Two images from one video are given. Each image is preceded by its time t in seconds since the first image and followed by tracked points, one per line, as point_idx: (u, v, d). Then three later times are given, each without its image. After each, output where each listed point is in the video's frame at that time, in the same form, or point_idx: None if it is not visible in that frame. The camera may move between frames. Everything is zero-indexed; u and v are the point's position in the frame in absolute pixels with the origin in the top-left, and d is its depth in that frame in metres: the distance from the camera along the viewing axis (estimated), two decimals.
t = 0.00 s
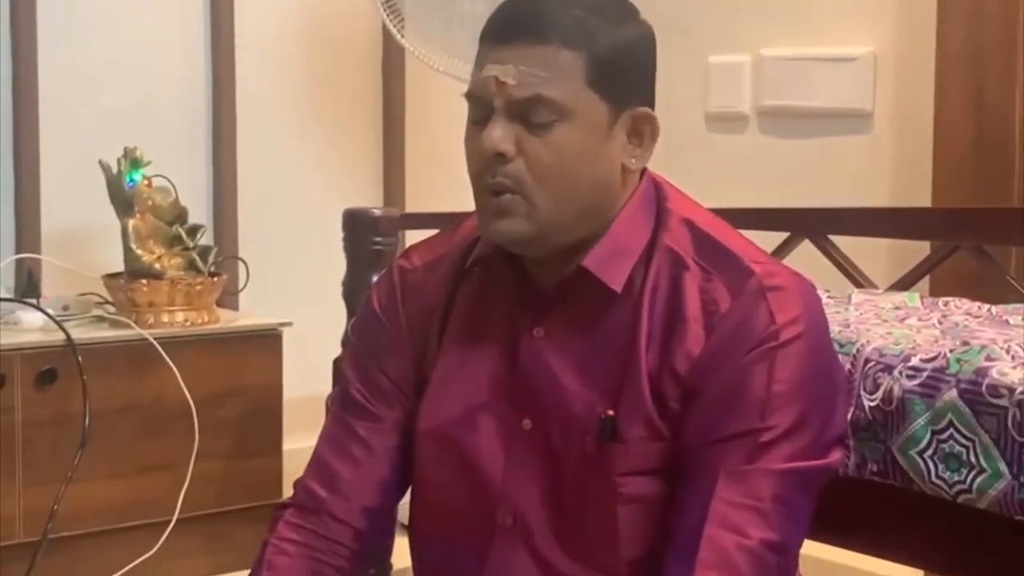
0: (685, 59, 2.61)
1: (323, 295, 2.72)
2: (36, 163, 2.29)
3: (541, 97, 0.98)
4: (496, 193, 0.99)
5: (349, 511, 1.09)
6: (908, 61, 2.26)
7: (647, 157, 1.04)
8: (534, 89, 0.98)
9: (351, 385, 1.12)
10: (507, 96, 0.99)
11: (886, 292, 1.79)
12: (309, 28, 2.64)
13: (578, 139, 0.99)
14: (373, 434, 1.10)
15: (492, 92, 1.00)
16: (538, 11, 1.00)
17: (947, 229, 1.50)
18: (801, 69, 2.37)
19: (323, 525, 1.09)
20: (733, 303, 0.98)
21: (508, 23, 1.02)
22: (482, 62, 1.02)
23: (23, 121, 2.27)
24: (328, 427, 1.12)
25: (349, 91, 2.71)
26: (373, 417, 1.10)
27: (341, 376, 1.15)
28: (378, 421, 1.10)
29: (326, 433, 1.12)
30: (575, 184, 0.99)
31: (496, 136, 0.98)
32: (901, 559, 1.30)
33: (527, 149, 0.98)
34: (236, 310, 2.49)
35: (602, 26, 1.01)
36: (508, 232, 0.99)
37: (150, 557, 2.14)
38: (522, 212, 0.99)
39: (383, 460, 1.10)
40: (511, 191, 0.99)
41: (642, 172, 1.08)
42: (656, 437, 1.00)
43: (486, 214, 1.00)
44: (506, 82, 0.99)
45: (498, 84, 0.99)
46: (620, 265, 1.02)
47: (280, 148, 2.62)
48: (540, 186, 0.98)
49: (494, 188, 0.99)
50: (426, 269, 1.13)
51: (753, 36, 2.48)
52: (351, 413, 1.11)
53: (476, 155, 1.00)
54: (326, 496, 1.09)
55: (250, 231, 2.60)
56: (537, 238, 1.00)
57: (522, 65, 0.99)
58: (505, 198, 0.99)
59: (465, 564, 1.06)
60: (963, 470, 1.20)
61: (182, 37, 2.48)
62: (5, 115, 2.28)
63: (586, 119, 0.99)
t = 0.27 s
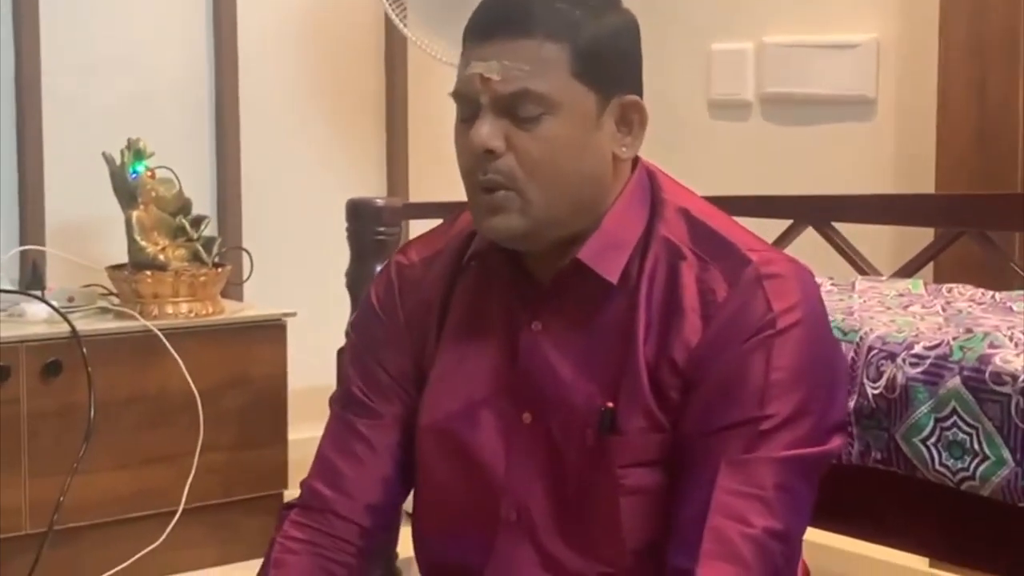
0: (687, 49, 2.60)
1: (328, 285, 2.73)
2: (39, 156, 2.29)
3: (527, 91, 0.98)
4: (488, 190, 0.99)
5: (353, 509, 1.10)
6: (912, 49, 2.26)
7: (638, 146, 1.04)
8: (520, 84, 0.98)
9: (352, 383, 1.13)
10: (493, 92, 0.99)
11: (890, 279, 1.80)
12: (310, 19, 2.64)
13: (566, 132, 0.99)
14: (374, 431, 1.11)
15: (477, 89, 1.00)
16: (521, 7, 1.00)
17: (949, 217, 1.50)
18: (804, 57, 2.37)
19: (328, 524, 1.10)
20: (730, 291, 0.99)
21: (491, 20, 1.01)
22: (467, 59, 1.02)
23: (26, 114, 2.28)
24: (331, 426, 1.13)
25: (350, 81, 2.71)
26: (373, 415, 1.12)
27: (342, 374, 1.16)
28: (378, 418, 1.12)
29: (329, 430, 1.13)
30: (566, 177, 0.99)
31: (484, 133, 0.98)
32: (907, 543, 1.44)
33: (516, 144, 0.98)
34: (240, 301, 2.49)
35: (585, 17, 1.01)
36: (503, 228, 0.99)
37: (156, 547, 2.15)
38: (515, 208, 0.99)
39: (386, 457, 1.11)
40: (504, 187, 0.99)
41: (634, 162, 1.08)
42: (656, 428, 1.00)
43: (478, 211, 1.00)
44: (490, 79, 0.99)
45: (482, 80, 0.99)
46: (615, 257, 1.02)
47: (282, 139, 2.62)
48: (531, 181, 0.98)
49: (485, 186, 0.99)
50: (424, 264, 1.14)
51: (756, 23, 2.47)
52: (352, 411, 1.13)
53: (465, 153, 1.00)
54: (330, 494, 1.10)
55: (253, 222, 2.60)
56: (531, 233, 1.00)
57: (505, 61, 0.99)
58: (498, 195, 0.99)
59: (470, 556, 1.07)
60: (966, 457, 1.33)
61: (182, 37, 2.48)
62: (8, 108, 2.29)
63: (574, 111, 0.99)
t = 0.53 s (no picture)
0: (686, 35, 2.59)
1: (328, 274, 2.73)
2: (38, 146, 2.29)
3: (505, 81, 0.98)
4: (469, 181, 0.99)
5: (352, 506, 1.10)
6: (911, 34, 2.25)
7: (620, 134, 1.03)
8: (498, 75, 0.98)
9: (347, 382, 1.13)
10: (471, 83, 0.99)
11: (889, 265, 1.80)
12: (309, 9, 2.64)
13: (546, 121, 0.98)
14: (369, 427, 1.12)
15: (456, 81, 0.99)
16: None
17: (946, 203, 1.49)
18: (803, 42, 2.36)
19: (328, 521, 1.10)
20: (715, 277, 0.99)
21: (469, 12, 1.01)
22: (447, 51, 1.02)
23: (24, 105, 2.28)
24: (326, 423, 1.14)
25: (349, 71, 2.70)
26: (367, 410, 1.12)
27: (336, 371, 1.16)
28: (371, 413, 1.12)
29: (325, 425, 1.13)
30: (547, 166, 0.99)
31: (463, 125, 0.98)
32: (911, 529, 1.51)
33: (496, 135, 0.98)
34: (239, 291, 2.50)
35: (564, 6, 1.00)
36: (486, 216, 0.99)
37: (158, 537, 2.15)
38: (497, 198, 0.99)
39: (382, 453, 1.11)
40: (485, 177, 0.98)
41: (619, 149, 1.08)
42: (647, 415, 1.00)
43: (460, 202, 1.00)
44: (469, 70, 0.99)
45: (461, 72, 0.99)
46: (600, 246, 1.02)
47: (282, 129, 2.62)
48: (512, 172, 0.98)
49: (467, 177, 0.99)
50: (413, 259, 1.13)
51: (755, 9, 2.46)
52: (346, 409, 1.13)
53: (446, 146, 0.99)
54: (328, 492, 1.11)
55: (252, 212, 2.60)
56: (514, 222, 1.00)
57: (484, 52, 0.99)
58: (479, 185, 0.99)
59: (466, 546, 1.07)
60: (966, 443, 1.36)
61: (184, 38, 2.48)
62: (6, 100, 2.29)
63: (553, 101, 0.99)
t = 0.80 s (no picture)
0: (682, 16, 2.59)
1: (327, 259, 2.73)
2: (35, 132, 2.29)
3: (508, 60, 0.98)
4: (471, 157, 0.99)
5: (352, 481, 1.10)
6: (910, 16, 2.25)
7: (621, 119, 1.03)
8: (502, 52, 0.98)
9: (344, 355, 1.13)
10: (475, 58, 0.99)
11: (889, 246, 1.80)
12: None
13: (547, 103, 0.98)
14: (368, 401, 1.11)
15: (460, 56, 0.99)
16: None
17: (945, 182, 1.49)
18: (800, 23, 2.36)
19: (327, 495, 1.11)
20: (712, 253, 0.99)
21: None
22: (452, 25, 1.02)
23: (21, 92, 2.27)
24: (324, 398, 1.14)
25: (348, 56, 2.70)
26: (365, 384, 1.12)
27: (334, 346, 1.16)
28: (368, 386, 1.12)
29: (322, 402, 1.13)
30: (547, 147, 0.99)
31: (465, 103, 0.99)
32: (916, 511, 1.52)
33: (497, 114, 0.98)
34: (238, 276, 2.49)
35: None
36: (488, 209, 1.00)
37: (158, 522, 2.16)
38: (496, 177, 0.99)
39: (381, 429, 1.11)
40: (488, 158, 0.99)
41: (620, 128, 1.08)
42: (644, 390, 0.99)
43: (461, 177, 1.00)
44: (473, 45, 0.99)
45: (465, 47, 0.99)
46: (602, 224, 1.02)
47: (280, 115, 2.62)
48: (512, 151, 0.98)
49: (467, 154, 0.99)
50: (411, 234, 1.14)
51: None
52: (342, 380, 1.13)
53: (448, 122, 1.00)
54: (327, 467, 1.11)
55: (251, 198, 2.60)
56: (512, 203, 1.00)
57: (488, 28, 0.99)
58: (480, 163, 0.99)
59: (467, 522, 1.07)
60: (966, 423, 1.36)
61: (183, 37, 2.48)
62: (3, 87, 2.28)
63: (556, 82, 0.98)
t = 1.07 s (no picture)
0: None
1: (327, 236, 2.72)
2: (32, 112, 2.29)
3: (504, 42, 0.97)
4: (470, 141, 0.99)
5: (353, 457, 1.11)
6: None
7: (620, 93, 1.03)
8: (497, 34, 0.98)
9: (344, 330, 1.14)
10: (470, 42, 0.98)
11: (887, 219, 1.80)
12: None
13: (545, 83, 0.98)
14: (369, 376, 1.11)
15: (455, 40, 0.99)
16: None
17: (944, 155, 1.49)
18: None
19: (329, 471, 1.11)
20: (715, 230, 0.99)
21: None
22: (445, 9, 1.01)
23: (19, 72, 2.27)
24: (325, 374, 1.14)
25: (345, 32, 2.69)
26: (365, 359, 1.12)
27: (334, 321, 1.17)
28: (369, 362, 1.12)
29: (323, 380, 1.14)
30: (547, 127, 0.99)
31: (462, 87, 0.98)
32: (913, 485, 1.53)
33: (495, 96, 0.98)
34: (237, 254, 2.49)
35: None
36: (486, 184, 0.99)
37: (159, 500, 2.16)
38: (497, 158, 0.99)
39: (383, 406, 1.12)
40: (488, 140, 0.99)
41: (620, 103, 1.08)
42: (644, 366, 1.00)
43: (461, 160, 1.00)
44: (468, 28, 0.98)
45: (459, 30, 0.99)
46: (601, 200, 1.02)
47: (278, 92, 2.61)
48: (512, 133, 0.98)
49: (467, 137, 0.99)
50: (412, 210, 1.15)
51: None
52: (342, 357, 1.13)
53: (445, 106, 0.99)
54: (329, 443, 1.11)
55: (250, 176, 2.60)
56: (514, 185, 1.00)
57: (482, 11, 0.98)
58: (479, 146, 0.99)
59: (468, 498, 1.08)
60: (965, 397, 1.36)
61: (182, 25, 2.48)
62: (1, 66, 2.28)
63: (552, 62, 0.98)
